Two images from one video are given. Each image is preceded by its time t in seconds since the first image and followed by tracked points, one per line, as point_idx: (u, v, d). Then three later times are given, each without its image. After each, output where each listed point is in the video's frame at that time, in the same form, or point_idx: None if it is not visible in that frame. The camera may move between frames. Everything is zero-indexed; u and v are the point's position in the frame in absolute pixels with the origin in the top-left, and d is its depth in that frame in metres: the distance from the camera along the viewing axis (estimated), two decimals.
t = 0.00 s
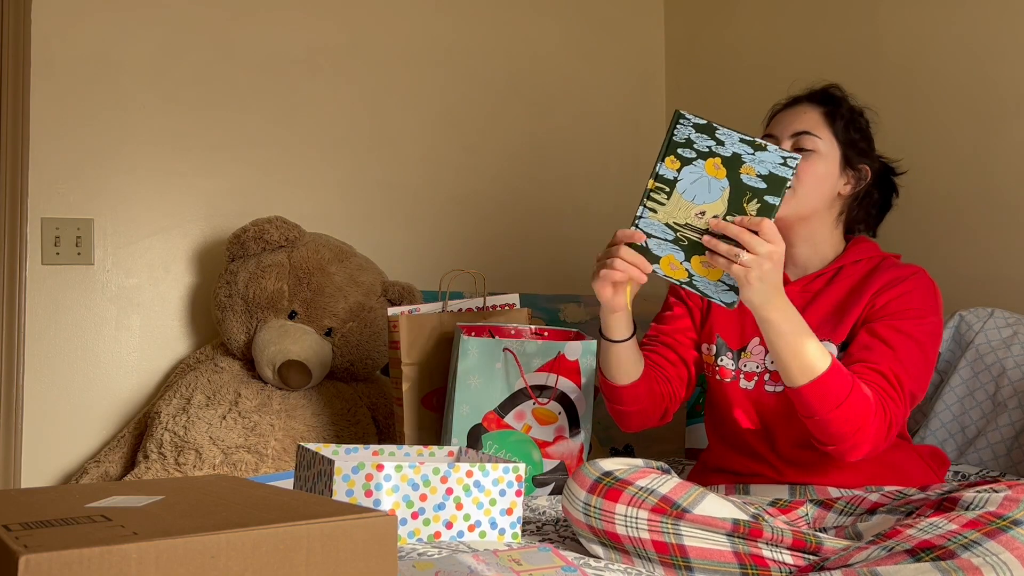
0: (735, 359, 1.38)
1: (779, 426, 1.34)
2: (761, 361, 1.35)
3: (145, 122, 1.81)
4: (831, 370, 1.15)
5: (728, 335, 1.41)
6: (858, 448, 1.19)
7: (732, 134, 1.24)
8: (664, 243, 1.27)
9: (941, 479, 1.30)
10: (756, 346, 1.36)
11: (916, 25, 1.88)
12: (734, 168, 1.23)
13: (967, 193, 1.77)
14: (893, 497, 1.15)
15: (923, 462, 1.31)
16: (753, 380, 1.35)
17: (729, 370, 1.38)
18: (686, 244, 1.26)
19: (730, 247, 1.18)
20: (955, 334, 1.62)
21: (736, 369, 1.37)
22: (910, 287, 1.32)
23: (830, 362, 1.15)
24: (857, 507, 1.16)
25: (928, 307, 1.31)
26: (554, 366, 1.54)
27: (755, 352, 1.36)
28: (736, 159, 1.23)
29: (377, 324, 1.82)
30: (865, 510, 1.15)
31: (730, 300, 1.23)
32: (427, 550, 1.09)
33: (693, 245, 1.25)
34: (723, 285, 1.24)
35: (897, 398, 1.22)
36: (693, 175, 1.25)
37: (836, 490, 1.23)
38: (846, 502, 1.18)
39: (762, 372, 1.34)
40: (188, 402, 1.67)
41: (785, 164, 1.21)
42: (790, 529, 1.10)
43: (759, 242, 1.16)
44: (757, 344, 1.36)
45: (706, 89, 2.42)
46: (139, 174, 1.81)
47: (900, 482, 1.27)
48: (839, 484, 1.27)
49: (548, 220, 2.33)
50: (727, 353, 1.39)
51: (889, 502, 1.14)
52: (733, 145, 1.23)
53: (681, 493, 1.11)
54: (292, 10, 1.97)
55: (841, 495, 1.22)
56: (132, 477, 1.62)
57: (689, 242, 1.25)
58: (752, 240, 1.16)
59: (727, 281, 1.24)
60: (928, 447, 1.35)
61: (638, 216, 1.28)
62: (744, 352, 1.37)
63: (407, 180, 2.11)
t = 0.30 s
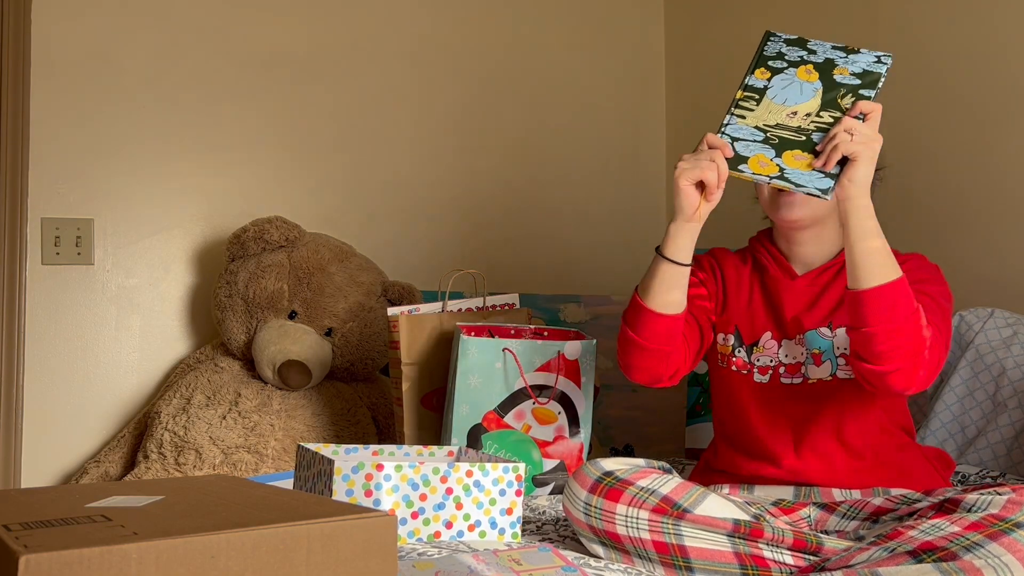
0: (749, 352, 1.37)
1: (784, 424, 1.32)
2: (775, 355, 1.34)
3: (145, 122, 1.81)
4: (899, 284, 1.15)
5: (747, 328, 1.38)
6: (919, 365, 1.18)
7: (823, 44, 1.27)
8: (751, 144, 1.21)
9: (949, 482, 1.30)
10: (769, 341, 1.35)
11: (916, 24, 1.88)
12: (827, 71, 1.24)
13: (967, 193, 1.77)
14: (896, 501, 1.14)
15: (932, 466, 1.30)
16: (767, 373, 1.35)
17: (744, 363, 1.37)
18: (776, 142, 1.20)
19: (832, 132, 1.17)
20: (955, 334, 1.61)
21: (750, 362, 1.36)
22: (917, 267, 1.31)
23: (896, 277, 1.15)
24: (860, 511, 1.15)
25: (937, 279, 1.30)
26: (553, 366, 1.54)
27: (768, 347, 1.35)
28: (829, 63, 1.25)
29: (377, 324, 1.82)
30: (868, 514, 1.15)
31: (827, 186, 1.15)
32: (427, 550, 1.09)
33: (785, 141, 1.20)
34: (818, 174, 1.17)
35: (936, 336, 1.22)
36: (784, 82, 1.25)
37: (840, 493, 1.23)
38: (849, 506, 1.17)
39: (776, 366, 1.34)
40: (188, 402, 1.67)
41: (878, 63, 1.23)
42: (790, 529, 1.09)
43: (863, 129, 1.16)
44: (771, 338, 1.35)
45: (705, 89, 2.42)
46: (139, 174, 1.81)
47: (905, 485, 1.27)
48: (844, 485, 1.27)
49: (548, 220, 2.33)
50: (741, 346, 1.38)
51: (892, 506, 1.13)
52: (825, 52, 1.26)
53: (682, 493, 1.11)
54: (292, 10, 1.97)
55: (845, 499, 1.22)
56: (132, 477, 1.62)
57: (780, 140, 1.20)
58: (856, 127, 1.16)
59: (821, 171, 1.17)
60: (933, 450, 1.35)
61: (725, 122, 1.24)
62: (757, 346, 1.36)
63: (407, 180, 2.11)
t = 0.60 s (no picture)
0: (757, 339, 1.37)
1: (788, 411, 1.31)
2: (782, 344, 1.35)
3: (145, 123, 1.81)
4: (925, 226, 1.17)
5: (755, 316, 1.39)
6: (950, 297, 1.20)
7: (791, 12, 1.10)
8: (731, 157, 1.11)
9: (955, 480, 1.28)
10: (776, 329, 1.36)
11: (916, 25, 1.88)
12: (802, 51, 1.09)
13: (967, 193, 1.77)
14: (896, 500, 1.14)
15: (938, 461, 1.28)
16: (776, 360, 1.34)
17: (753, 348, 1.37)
18: (758, 151, 1.10)
19: (825, 139, 1.07)
20: (954, 334, 1.61)
21: (759, 349, 1.36)
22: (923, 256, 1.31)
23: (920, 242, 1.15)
24: (860, 510, 1.15)
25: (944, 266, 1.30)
26: (553, 366, 1.54)
27: (776, 335, 1.36)
28: (803, 39, 1.09)
29: (377, 324, 1.82)
30: (868, 512, 1.15)
31: (826, 203, 1.09)
32: (427, 550, 1.09)
33: (769, 148, 1.10)
34: (813, 187, 1.09)
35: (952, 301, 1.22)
36: (752, 69, 1.10)
37: (841, 489, 1.23)
38: (849, 503, 1.17)
39: (785, 353, 1.34)
40: (188, 402, 1.67)
41: (862, 31, 1.08)
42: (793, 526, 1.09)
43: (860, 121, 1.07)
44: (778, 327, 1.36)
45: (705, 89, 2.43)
46: (139, 174, 1.81)
47: (909, 478, 1.26)
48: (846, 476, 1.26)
49: (549, 220, 2.33)
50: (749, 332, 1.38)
51: (891, 505, 1.13)
52: (796, 24, 1.10)
53: (682, 493, 1.11)
54: (292, 11, 1.97)
55: (844, 495, 1.22)
56: (132, 477, 1.62)
57: (762, 148, 1.10)
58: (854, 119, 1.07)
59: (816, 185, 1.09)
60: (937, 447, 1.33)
61: (695, 132, 1.13)
62: (765, 335, 1.37)
63: (407, 180, 2.11)
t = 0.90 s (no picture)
0: (752, 347, 1.37)
1: (786, 415, 1.32)
2: (778, 351, 1.36)
3: (145, 123, 1.81)
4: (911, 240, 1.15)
5: (749, 322, 1.39)
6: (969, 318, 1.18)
7: (760, 66, 1.12)
8: (706, 211, 1.14)
9: (951, 480, 1.29)
10: (772, 337, 1.36)
11: (916, 25, 1.88)
12: (772, 103, 1.11)
13: (967, 193, 1.78)
14: (896, 500, 1.13)
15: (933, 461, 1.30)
16: (771, 368, 1.35)
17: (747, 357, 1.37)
18: (732, 206, 1.13)
19: (804, 191, 1.08)
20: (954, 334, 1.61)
21: (754, 357, 1.37)
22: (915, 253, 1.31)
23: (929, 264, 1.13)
24: (860, 510, 1.15)
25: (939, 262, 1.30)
26: (553, 366, 1.54)
27: (771, 342, 1.36)
28: (772, 93, 1.12)
29: (377, 324, 1.82)
30: (868, 513, 1.15)
31: (805, 254, 1.11)
32: (427, 550, 1.09)
33: (743, 202, 1.12)
34: (793, 240, 1.11)
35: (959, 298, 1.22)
36: (723, 124, 1.13)
37: (841, 491, 1.23)
38: (849, 504, 1.17)
39: (780, 361, 1.35)
40: (188, 402, 1.67)
41: (830, 84, 1.10)
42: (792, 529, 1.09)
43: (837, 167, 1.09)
44: (773, 334, 1.36)
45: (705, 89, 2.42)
46: (139, 174, 1.81)
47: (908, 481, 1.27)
48: (846, 481, 1.27)
49: (549, 220, 2.33)
50: (744, 340, 1.38)
51: (891, 506, 1.13)
52: (764, 78, 1.12)
53: (682, 494, 1.11)
54: (293, 11, 1.97)
55: (845, 496, 1.21)
56: (132, 477, 1.61)
57: (736, 202, 1.12)
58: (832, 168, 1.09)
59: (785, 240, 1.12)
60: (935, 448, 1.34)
61: (667, 187, 1.15)
62: (760, 342, 1.37)
63: (407, 180, 2.11)
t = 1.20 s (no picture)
0: (750, 350, 1.37)
1: (785, 419, 1.32)
2: (776, 353, 1.35)
3: (145, 123, 1.81)
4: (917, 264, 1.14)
5: (745, 325, 1.38)
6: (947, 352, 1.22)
7: (764, 60, 1.12)
8: (713, 205, 1.13)
9: (950, 481, 1.30)
10: (770, 339, 1.36)
11: (916, 25, 1.88)
12: (777, 97, 1.11)
13: (968, 193, 1.77)
14: (896, 501, 1.13)
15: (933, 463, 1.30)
16: (769, 371, 1.35)
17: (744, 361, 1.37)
18: (740, 198, 1.12)
19: (809, 180, 1.08)
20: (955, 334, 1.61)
21: (752, 360, 1.36)
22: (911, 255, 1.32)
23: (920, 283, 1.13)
24: (860, 511, 1.15)
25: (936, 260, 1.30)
26: (553, 366, 1.54)
27: (769, 344, 1.36)
28: (777, 86, 1.11)
29: (377, 324, 1.82)
30: (867, 514, 1.15)
31: (812, 245, 1.11)
32: (427, 550, 1.09)
33: (750, 194, 1.12)
34: (800, 230, 1.11)
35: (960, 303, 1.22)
36: (729, 118, 1.12)
37: (840, 492, 1.23)
38: (848, 505, 1.17)
39: (779, 363, 1.35)
40: (188, 402, 1.67)
41: (835, 77, 1.10)
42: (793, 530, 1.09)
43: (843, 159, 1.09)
44: (771, 336, 1.36)
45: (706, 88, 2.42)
46: (139, 174, 1.81)
47: (908, 482, 1.27)
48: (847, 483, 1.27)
49: (550, 220, 2.33)
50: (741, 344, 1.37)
51: (891, 507, 1.13)
52: (769, 72, 1.11)
53: (682, 494, 1.11)
54: (292, 10, 1.97)
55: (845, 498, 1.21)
56: (132, 477, 1.62)
57: (743, 194, 1.12)
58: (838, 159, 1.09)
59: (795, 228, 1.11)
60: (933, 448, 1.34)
61: (675, 180, 1.14)
62: (757, 344, 1.37)
63: (407, 180, 2.11)
